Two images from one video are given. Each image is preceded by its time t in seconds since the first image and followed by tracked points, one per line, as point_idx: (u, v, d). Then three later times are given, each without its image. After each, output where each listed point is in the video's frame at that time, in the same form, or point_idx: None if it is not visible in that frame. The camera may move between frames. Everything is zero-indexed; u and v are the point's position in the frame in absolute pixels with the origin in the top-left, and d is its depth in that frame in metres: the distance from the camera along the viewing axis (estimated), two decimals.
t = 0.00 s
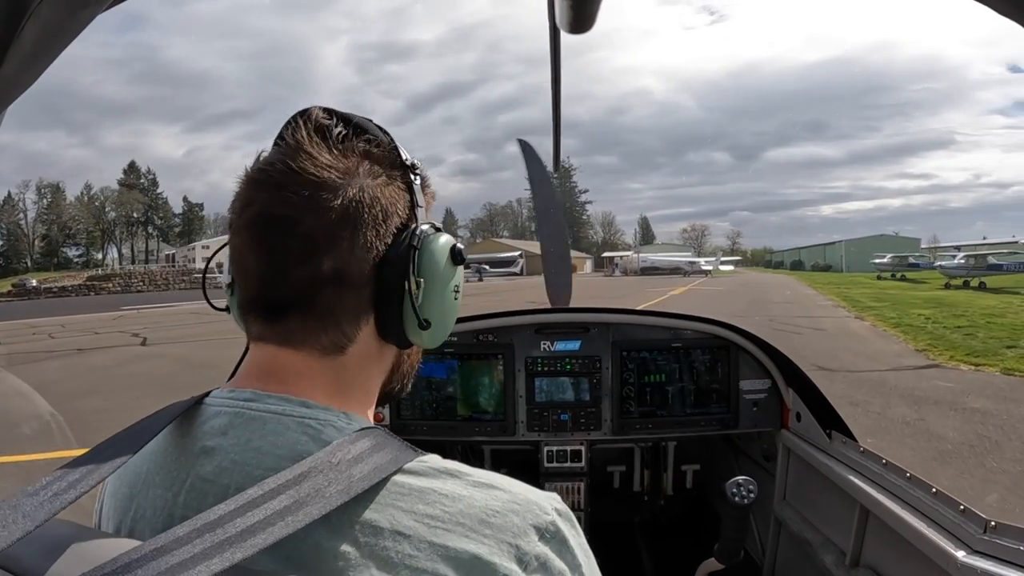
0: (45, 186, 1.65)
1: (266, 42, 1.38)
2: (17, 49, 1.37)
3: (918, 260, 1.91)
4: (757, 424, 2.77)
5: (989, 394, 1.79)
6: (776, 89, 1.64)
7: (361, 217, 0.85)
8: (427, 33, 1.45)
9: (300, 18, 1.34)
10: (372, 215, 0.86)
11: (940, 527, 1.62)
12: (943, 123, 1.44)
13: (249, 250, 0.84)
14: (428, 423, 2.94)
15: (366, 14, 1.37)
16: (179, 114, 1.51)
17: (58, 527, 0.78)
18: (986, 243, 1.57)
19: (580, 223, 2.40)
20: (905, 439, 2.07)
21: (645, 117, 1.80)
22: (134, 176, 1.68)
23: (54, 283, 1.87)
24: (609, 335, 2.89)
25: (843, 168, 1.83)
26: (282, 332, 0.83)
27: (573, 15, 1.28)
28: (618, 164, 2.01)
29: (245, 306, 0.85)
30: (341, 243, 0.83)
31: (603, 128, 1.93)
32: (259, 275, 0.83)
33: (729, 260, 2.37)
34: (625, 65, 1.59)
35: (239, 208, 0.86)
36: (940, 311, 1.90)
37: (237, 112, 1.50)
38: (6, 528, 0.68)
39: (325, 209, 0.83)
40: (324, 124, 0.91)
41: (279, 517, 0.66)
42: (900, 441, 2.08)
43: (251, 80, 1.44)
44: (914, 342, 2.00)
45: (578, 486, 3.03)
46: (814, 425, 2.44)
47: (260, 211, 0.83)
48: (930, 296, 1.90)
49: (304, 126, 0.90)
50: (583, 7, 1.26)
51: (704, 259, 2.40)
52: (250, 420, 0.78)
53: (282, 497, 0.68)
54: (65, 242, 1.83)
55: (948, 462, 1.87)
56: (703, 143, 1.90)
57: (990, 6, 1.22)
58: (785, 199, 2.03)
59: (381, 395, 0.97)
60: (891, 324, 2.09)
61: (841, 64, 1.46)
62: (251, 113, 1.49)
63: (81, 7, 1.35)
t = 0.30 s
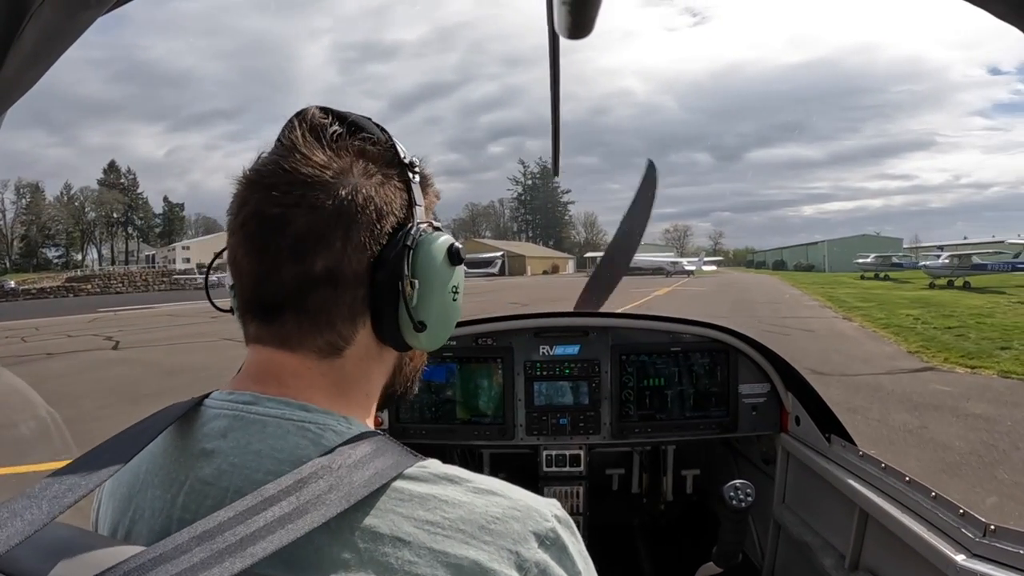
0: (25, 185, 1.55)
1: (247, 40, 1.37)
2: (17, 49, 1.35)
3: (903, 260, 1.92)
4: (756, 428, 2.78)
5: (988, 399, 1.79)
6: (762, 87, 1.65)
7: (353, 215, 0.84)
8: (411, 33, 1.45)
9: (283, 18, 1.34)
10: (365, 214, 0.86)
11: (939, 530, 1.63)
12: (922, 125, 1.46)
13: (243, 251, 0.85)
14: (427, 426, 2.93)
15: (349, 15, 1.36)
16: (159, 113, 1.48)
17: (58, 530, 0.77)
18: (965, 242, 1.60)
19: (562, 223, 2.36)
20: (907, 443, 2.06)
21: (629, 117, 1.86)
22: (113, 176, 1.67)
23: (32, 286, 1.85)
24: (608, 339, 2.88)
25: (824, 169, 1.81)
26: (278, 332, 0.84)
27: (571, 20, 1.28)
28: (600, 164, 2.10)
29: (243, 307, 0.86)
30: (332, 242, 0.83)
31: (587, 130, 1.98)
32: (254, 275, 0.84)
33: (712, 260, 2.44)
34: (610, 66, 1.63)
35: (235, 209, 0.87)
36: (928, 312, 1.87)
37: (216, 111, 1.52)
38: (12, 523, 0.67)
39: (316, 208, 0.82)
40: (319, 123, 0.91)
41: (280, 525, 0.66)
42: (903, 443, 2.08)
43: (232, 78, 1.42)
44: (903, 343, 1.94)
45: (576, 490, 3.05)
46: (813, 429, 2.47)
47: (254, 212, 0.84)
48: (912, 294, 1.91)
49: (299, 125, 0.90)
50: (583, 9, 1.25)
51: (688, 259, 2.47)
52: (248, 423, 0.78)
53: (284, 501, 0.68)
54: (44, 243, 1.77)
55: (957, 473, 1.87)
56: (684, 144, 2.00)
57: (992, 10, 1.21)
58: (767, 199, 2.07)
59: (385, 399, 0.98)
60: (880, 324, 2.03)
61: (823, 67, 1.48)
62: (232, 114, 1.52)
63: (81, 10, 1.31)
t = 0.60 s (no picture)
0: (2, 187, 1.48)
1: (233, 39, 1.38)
2: (16, 50, 1.34)
3: (885, 260, 2.08)
4: (754, 427, 2.79)
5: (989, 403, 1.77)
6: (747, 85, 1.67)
7: (346, 216, 0.84)
8: (393, 33, 1.47)
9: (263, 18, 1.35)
10: (358, 214, 0.85)
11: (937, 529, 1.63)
12: (904, 125, 1.53)
13: (238, 253, 0.85)
14: (426, 426, 2.94)
15: (335, 13, 1.40)
16: (144, 111, 1.47)
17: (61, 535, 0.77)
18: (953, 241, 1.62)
19: (544, 223, 2.26)
20: (911, 449, 2.06)
21: (611, 119, 1.86)
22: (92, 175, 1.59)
23: (7, 287, 1.73)
24: (607, 339, 2.88)
25: (805, 171, 1.87)
26: (274, 335, 0.84)
27: (569, 20, 1.29)
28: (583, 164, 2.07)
29: (237, 310, 0.86)
30: (324, 244, 0.83)
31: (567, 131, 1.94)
32: (248, 277, 0.84)
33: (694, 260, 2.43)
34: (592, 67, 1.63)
35: (228, 212, 0.87)
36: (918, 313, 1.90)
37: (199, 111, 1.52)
38: (11, 538, 0.66)
39: (310, 209, 0.83)
40: (312, 124, 0.91)
41: (281, 532, 0.65)
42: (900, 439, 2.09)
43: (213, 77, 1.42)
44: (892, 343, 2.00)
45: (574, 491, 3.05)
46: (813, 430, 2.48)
47: (247, 214, 0.84)
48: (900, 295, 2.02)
49: (290, 126, 0.90)
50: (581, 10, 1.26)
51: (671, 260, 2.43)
52: (247, 428, 0.78)
53: (286, 506, 0.68)
54: (23, 244, 1.65)
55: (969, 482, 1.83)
56: (664, 143, 1.95)
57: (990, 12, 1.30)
58: (749, 200, 2.08)
59: (385, 399, 0.97)
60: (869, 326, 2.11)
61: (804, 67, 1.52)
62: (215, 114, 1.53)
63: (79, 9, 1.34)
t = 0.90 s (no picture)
0: None
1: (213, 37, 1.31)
2: (16, 51, 1.33)
3: (871, 261, 2.17)
4: (755, 425, 2.79)
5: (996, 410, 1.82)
6: (732, 88, 1.64)
7: (289, 206, 0.85)
8: (373, 33, 1.39)
9: (246, 15, 1.29)
10: (302, 203, 0.86)
11: (938, 527, 1.64)
12: (883, 127, 1.63)
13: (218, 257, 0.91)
14: (427, 427, 2.94)
15: (313, 13, 1.32)
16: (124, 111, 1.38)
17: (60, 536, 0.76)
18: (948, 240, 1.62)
19: (526, 224, 2.31)
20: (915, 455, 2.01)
21: (592, 120, 1.84)
22: (72, 175, 1.51)
23: None
24: (608, 337, 2.88)
25: (784, 171, 1.92)
26: (247, 330, 0.88)
27: (567, 19, 1.29)
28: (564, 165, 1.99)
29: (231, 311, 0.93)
30: (269, 236, 0.84)
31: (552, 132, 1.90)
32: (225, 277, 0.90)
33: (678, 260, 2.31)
34: (573, 70, 1.61)
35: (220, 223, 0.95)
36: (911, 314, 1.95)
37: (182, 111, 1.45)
38: (10, 536, 0.66)
39: (257, 205, 0.86)
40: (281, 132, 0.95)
41: (277, 526, 0.65)
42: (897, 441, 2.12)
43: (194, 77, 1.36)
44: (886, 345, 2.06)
45: (577, 489, 3.05)
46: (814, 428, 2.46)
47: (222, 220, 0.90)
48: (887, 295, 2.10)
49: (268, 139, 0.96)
50: (579, 10, 1.27)
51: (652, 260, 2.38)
52: (244, 425, 0.78)
53: (283, 500, 0.68)
54: None
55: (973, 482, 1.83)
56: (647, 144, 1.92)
57: (993, 10, 1.26)
58: (731, 201, 2.09)
59: (376, 397, 0.95)
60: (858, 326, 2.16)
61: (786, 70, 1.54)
62: (195, 112, 1.46)
63: (79, 11, 1.34)
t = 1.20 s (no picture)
0: None
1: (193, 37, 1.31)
2: (17, 52, 1.23)
3: (855, 263, 2.33)
4: (759, 425, 2.78)
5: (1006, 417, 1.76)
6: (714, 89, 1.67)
7: (300, 207, 0.84)
8: (355, 33, 1.38)
9: (228, 15, 1.29)
10: (314, 205, 0.85)
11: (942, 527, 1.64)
12: (863, 129, 1.68)
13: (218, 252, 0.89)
14: (429, 426, 2.94)
15: (295, 13, 1.30)
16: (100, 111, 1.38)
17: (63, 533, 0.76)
18: (930, 241, 1.68)
19: (508, 224, 2.40)
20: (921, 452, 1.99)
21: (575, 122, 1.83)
22: (51, 174, 1.53)
23: None
24: (610, 337, 2.88)
25: (768, 171, 2.00)
26: (250, 330, 0.87)
27: (570, 18, 1.26)
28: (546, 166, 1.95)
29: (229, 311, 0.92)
30: (279, 234, 0.83)
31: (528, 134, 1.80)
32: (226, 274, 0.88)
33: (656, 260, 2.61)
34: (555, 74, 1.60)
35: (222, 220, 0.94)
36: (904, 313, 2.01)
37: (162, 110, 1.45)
38: (12, 535, 0.65)
39: (268, 202, 0.84)
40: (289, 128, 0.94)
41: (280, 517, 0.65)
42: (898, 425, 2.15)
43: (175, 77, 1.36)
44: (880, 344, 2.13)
45: (580, 489, 3.01)
46: (816, 426, 2.45)
47: (226, 215, 0.88)
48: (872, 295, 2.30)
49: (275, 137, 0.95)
50: (581, 10, 1.24)
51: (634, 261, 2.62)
52: (245, 422, 0.78)
53: (286, 493, 0.67)
54: None
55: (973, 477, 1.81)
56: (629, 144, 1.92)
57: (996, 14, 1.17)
58: (710, 201, 2.15)
59: (377, 398, 0.95)
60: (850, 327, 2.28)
61: (769, 72, 1.56)
62: (175, 111, 1.46)
63: (82, 11, 1.22)
